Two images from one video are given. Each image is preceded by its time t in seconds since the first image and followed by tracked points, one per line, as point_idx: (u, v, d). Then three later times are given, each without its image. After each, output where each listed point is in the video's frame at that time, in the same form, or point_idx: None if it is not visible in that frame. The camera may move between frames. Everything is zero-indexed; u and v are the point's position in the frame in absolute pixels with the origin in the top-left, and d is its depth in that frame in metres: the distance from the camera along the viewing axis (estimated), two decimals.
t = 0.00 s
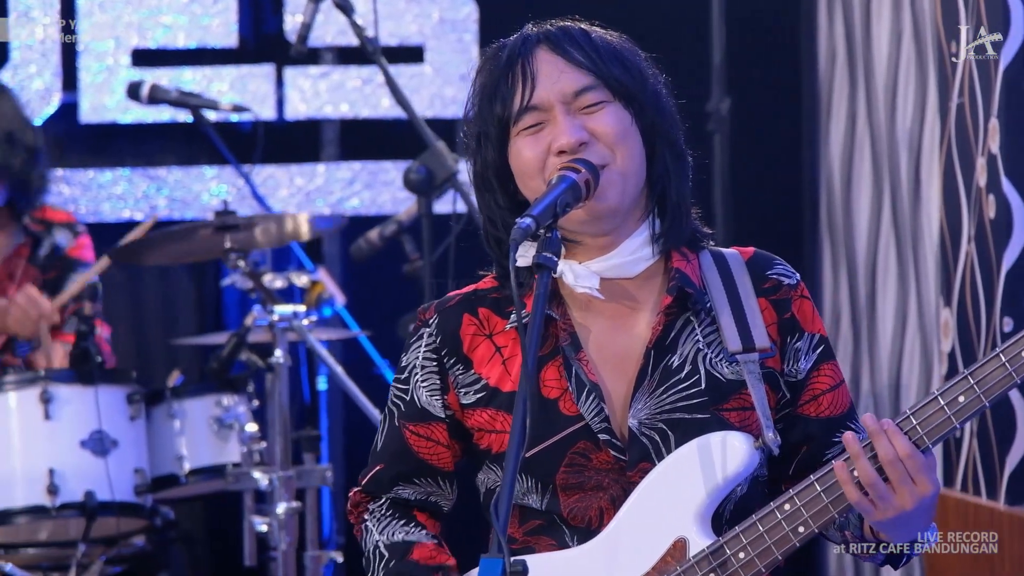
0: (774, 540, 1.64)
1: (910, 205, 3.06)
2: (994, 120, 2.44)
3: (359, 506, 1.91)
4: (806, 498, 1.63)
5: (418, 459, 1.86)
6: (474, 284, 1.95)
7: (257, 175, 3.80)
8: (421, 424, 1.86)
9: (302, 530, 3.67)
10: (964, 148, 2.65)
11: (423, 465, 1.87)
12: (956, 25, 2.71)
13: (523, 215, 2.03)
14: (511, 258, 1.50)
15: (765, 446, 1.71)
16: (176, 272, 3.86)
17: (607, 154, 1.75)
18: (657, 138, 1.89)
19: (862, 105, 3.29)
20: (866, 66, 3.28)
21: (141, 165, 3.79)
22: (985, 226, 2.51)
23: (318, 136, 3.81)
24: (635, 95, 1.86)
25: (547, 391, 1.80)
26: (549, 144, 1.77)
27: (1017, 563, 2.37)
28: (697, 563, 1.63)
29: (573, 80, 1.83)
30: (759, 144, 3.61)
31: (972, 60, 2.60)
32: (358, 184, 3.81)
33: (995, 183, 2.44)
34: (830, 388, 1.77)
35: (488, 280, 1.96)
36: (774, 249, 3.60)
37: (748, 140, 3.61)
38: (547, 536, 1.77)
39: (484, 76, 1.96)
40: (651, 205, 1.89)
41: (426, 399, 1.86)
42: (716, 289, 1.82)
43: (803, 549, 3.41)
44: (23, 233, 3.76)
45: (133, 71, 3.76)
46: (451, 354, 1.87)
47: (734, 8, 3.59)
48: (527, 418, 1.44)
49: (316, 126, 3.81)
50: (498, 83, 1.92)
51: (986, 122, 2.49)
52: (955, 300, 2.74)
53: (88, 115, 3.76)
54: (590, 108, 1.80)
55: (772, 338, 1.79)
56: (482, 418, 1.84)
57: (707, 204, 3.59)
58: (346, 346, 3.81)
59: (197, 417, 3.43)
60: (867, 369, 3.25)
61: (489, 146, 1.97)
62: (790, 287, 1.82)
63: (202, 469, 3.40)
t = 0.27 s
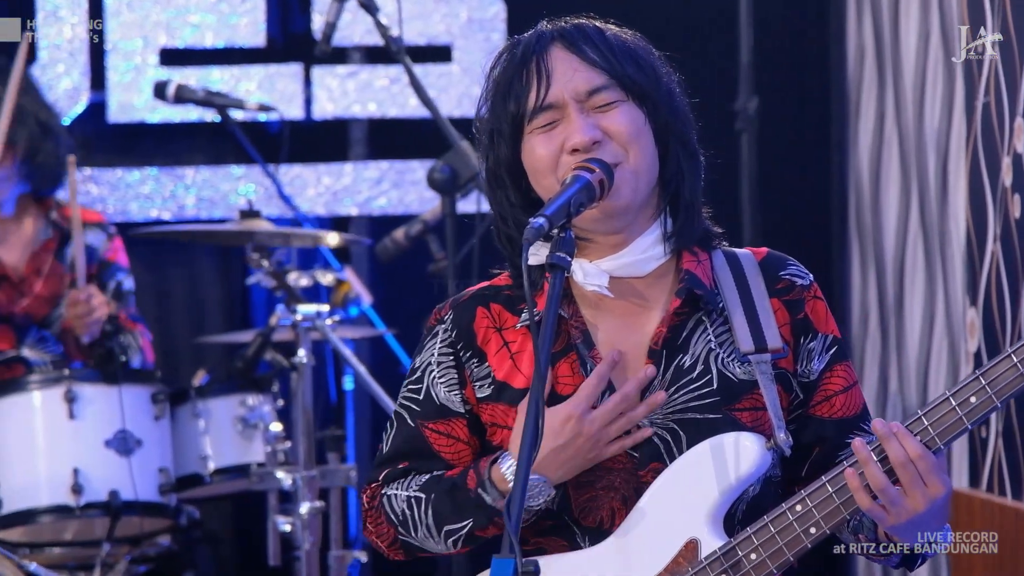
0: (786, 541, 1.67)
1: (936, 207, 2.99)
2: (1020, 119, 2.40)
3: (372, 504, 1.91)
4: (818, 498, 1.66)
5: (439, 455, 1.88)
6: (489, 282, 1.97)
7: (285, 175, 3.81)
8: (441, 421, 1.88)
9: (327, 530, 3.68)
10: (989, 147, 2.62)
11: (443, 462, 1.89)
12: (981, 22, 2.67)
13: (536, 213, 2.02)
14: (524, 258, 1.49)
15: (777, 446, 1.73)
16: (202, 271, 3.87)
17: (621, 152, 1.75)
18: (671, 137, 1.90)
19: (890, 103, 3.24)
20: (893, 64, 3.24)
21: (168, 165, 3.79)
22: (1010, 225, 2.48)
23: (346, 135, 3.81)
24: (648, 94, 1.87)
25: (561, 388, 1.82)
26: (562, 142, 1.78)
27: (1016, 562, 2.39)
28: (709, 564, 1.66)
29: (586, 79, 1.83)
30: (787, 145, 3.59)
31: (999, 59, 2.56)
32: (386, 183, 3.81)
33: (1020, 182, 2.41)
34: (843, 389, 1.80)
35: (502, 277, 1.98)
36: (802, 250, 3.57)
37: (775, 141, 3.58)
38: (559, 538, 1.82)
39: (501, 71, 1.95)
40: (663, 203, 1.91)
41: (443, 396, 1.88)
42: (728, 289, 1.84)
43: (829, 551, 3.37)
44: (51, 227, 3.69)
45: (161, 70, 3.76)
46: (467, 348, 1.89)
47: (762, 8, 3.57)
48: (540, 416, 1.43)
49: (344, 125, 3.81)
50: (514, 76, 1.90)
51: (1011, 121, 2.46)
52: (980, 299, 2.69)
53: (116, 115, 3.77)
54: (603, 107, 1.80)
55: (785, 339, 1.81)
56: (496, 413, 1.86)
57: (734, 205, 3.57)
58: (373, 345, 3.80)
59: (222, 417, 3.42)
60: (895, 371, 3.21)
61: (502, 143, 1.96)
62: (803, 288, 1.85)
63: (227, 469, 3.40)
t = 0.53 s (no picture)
0: (796, 541, 1.69)
1: (954, 206, 2.95)
2: None
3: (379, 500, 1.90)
4: (828, 498, 1.68)
5: (444, 455, 1.87)
6: (497, 281, 1.96)
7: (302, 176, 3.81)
8: (448, 422, 1.86)
9: (343, 529, 3.68)
10: (1009, 146, 2.58)
11: (450, 463, 1.87)
12: (1001, 20, 2.63)
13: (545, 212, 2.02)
14: (531, 257, 1.47)
15: (785, 447, 1.71)
16: (221, 271, 3.88)
17: (631, 154, 1.76)
18: (681, 135, 1.89)
19: (911, 101, 3.20)
20: (913, 63, 3.20)
21: (188, 164, 3.80)
22: None
23: (367, 135, 3.81)
24: (659, 95, 1.86)
25: (572, 388, 1.83)
26: (573, 143, 1.78)
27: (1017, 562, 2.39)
28: (719, 564, 1.68)
29: (597, 79, 1.83)
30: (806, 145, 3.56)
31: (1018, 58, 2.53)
32: (405, 183, 3.81)
33: None
34: (851, 390, 1.81)
35: (511, 278, 1.96)
36: (821, 251, 3.55)
37: (794, 141, 3.56)
38: (568, 538, 1.82)
39: (512, 70, 1.94)
40: (673, 203, 1.91)
41: (451, 397, 1.86)
42: (737, 289, 1.86)
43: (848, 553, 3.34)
44: (69, 228, 3.68)
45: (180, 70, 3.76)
46: (476, 349, 1.88)
47: (782, 5, 3.54)
48: (547, 414, 1.43)
49: (363, 125, 3.81)
50: (525, 76, 1.90)
51: None
52: (998, 300, 2.66)
53: (136, 115, 3.77)
54: (615, 108, 1.80)
55: (794, 340, 1.83)
56: (506, 415, 1.85)
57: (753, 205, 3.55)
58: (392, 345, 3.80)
59: (239, 417, 3.42)
60: (915, 372, 3.17)
61: (512, 142, 1.95)
62: (812, 288, 1.86)
63: (244, 468, 3.40)
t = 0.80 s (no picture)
0: (808, 543, 1.65)
1: (971, 206, 2.92)
2: None
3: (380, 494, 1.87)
4: (839, 499, 1.64)
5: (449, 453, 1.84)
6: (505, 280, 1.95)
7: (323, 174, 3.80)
8: (455, 419, 1.84)
9: (360, 529, 3.67)
10: None
11: (454, 461, 1.84)
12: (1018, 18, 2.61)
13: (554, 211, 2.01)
14: (539, 257, 1.45)
15: (795, 448, 1.70)
16: (238, 271, 3.88)
17: (642, 147, 1.75)
18: (691, 135, 1.89)
19: (929, 103, 3.16)
20: (932, 62, 3.15)
21: (205, 164, 3.80)
22: None
23: (384, 134, 3.81)
24: (669, 93, 1.87)
25: (581, 387, 1.80)
26: (582, 137, 1.78)
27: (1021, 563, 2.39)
28: (730, 566, 1.63)
29: (606, 71, 1.84)
30: (825, 144, 3.54)
31: None
32: (423, 182, 3.79)
33: None
34: (860, 392, 1.78)
35: (517, 277, 1.96)
36: (839, 251, 3.53)
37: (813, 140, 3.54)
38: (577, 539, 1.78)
39: (525, 69, 1.94)
40: (682, 203, 1.89)
41: (459, 395, 1.85)
42: (747, 290, 1.83)
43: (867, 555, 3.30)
44: (90, 230, 3.74)
45: (198, 70, 3.76)
46: (482, 347, 1.87)
47: (800, 5, 3.52)
48: (555, 411, 1.40)
49: (381, 125, 3.80)
50: (535, 74, 1.91)
51: None
52: (1015, 299, 2.64)
53: (153, 114, 3.76)
54: (624, 102, 1.81)
55: (805, 341, 1.79)
56: (513, 412, 1.83)
57: (771, 205, 3.52)
58: (410, 345, 3.79)
59: (255, 417, 3.42)
60: (934, 372, 3.14)
61: (522, 140, 1.96)
62: (822, 289, 1.84)
63: (260, 468, 3.40)
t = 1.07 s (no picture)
0: (815, 537, 1.60)
1: (983, 207, 2.90)
2: None
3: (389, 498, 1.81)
4: (848, 493, 1.59)
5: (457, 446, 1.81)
6: (512, 276, 1.93)
7: (334, 173, 3.81)
8: (467, 412, 1.82)
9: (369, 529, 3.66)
10: None
11: (461, 454, 1.81)
12: None
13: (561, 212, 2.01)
14: (540, 256, 1.44)
15: (805, 443, 1.69)
16: (249, 270, 3.87)
17: (642, 143, 1.74)
18: (694, 132, 1.89)
19: (941, 103, 3.13)
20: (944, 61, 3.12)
21: (217, 164, 3.79)
22: None
23: (396, 134, 3.79)
24: (671, 90, 1.87)
25: (590, 385, 1.78)
26: (584, 135, 1.77)
27: None
28: (735, 559, 1.60)
29: (605, 69, 1.84)
30: (839, 145, 3.49)
31: None
32: (435, 182, 3.79)
33: None
34: (868, 390, 1.76)
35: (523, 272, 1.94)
36: (852, 252, 3.48)
37: (826, 140, 3.50)
38: (586, 533, 1.77)
39: (529, 71, 1.95)
40: (682, 197, 1.88)
41: (470, 386, 1.83)
42: (755, 286, 1.81)
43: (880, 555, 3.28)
44: (101, 231, 3.82)
45: (210, 70, 3.75)
46: (497, 342, 1.86)
47: (812, 5, 3.49)
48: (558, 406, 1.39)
49: (393, 124, 3.79)
50: (536, 76, 1.92)
51: None
52: None
53: (165, 114, 3.77)
54: (625, 98, 1.81)
55: (812, 338, 1.77)
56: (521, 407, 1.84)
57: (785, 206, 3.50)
58: (421, 345, 3.78)
59: (264, 417, 3.41)
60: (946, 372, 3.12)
61: (526, 149, 1.97)
62: (828, 287, 1.82)
63: (270, 468, 3.39)
